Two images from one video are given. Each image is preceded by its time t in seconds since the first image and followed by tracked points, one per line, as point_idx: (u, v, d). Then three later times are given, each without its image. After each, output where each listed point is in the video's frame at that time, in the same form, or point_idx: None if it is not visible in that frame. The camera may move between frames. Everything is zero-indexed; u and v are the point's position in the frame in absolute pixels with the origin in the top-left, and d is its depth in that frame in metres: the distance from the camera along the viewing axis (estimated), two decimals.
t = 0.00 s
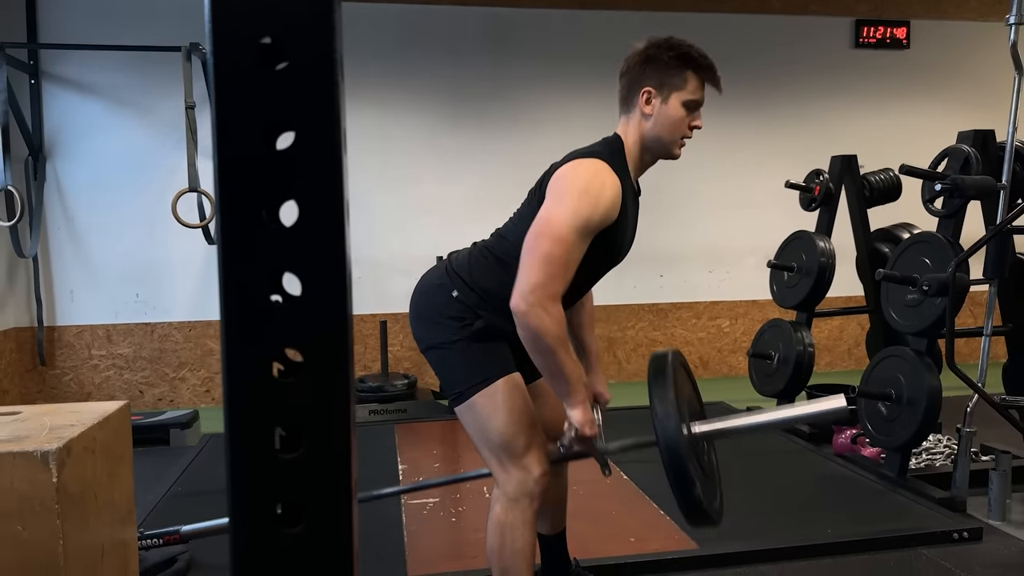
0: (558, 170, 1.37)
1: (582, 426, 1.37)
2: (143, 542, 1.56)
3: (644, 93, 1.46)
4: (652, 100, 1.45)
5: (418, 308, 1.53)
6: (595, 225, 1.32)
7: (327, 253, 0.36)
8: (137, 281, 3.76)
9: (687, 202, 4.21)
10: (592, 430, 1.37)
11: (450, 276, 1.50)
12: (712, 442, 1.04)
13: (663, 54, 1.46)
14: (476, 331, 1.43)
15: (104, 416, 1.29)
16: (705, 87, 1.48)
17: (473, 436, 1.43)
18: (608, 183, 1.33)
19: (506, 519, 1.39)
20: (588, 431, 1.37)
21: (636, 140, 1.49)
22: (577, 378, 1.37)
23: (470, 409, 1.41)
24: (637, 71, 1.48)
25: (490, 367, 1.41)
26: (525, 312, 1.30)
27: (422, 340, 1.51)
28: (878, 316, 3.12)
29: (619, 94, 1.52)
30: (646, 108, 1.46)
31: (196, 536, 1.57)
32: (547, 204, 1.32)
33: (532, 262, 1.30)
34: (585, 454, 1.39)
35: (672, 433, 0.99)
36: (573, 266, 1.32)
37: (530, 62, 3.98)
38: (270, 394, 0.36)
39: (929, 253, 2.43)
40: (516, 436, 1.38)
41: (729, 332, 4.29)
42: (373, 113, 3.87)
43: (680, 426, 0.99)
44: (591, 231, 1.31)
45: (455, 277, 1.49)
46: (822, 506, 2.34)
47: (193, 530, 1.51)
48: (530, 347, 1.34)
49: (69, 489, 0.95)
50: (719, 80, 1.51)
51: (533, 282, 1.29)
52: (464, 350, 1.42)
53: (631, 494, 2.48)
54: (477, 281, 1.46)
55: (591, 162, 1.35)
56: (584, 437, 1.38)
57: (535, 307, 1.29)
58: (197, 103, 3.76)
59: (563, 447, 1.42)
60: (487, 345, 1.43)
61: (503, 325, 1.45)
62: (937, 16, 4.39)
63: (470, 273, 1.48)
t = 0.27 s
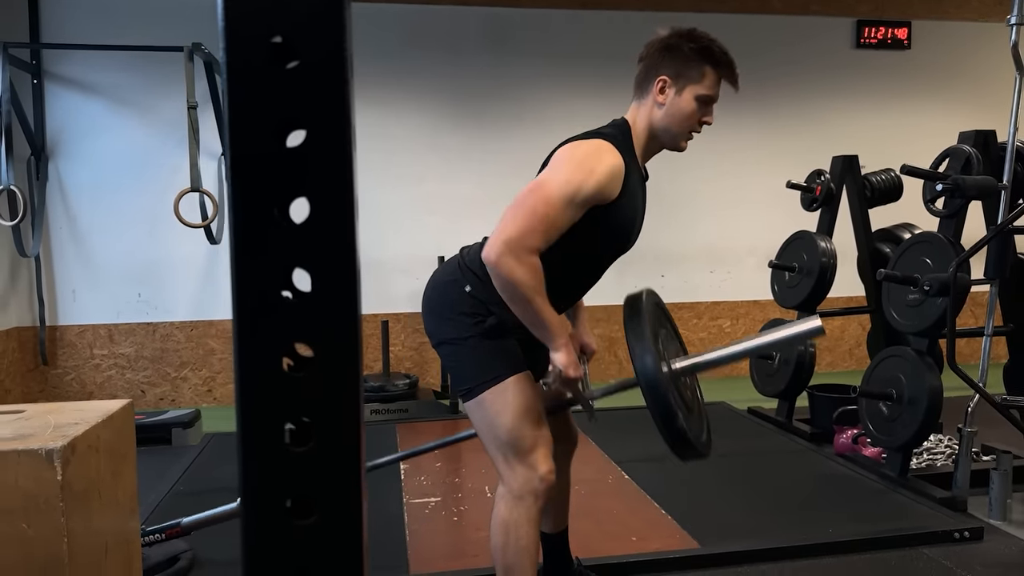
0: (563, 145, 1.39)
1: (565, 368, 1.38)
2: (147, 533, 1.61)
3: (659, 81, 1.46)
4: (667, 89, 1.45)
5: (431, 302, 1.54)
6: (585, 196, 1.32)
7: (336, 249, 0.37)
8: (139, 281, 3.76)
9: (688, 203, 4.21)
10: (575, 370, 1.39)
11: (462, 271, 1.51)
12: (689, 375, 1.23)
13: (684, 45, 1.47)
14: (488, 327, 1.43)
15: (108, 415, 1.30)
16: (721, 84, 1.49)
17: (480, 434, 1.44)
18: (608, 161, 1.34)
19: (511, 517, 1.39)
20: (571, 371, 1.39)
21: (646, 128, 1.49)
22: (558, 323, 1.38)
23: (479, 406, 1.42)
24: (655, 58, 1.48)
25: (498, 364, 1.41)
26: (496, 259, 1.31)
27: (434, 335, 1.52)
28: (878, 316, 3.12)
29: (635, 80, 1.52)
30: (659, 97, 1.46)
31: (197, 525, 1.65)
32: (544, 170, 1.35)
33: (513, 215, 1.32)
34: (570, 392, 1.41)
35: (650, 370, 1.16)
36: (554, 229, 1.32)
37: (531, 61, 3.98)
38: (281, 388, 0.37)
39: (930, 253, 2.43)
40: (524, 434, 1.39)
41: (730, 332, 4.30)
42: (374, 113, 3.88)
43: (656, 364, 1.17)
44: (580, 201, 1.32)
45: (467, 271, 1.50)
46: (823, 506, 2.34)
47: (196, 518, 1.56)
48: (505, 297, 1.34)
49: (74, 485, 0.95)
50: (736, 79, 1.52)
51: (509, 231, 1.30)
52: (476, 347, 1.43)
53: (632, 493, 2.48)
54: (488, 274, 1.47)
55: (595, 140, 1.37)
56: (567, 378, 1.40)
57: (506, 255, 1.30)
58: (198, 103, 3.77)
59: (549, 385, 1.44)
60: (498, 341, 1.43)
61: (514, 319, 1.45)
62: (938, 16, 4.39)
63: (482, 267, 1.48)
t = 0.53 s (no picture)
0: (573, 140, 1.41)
1: (553, 338, 1.37)
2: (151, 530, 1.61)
3: (674, 87, 1.46)
4: (681, 94, 1.46)
5: (439, 302, 1.55)
6: (585, 185, 1.33)
7: (351, 259, 0.37)
8: (142, 282, 3.77)
9: (690, 204, 4.21)
10: (563, 340, 1.37)
11: (472, 272, 1.51)
12: (676, 341, 1.33)
13: (701, 52, 1.48)
14: (497, 329, 1.44)
15: (114, 417, 1.30)
16: (735, 94, 1.49)
17: (487, 436, 1.44)
18: (613, 156, 1.35)
19: (516, 519, 1.39)
20: (559, 341, 1.38)
21: (657, 132, 1.49)
22: (546, 295, 1.38)
23: (487, 408, 1.42)
24: (671, 63, 1.49)
25: (505, 368, 1.42)
26: (485, 226, 1.32)
27: (442, 337, 1.53)
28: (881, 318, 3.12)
29: (649, 83, 1.52)
30: (673, 102, 1.46)
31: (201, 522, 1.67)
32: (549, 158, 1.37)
33: (508, 189, 1.33)
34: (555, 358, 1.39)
35: (636, 336, 1.26)
36: (548, 209, 1.33)
37: (533, 63, 3.99)
38: (297, 395, 0.37)
39: (933, 256, 2.43)
40: (531, 436, 1.39)
41: (732, 333, 4.29)
42: (377, 115, 3.88)
43: (642, 330, 1.27)
44: (578, 188, 1.32)
45: (477, 273, 1.51)
46: (826, 508, 2.35)
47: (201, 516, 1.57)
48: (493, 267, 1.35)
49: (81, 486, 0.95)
50: (750, 88, 1.52)
51: (501, 202, 1.32)
52: (485, 348, 1.44)
53: (635, 495, 2.49)
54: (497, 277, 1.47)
55: (604, 137, 1.39)
56: (556, 348, 1.38)
57: (494, 223, 1.31)
58: (202, 105, 3.78)
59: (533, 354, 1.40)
60: (507, 344, 1.45)
61: (526, 320, 1.46)
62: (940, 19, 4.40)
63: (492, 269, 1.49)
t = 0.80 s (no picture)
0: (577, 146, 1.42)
1: (560, 348, 1.39)
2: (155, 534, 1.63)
3: (680, 92, 1.47)
4: (687, 100, 1.46)
5: (444, 304, 1.56)
6: (590, 191, 1.33)
7: (371, 270, 0.38)
8: (146, 283, 3.78)
9: (693, 205, 4.22)
10: (569, 350, 1.39)
11: (475, 275, 1.52)
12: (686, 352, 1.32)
13: (707, 57, 1.48)
14: (500, 332, 1.44)
15: (121, 419, 1.31)
16: (741, 99, 1.50)
17: (491, 438, 1.45)
18: (617, 162, 1.36)
19: (520, 520, 1.40)
20: (566, 351, 1.39)
21: (664, 137, 1.50)
22: (552, 305, 1.39)
23: (490, 410, 1.43)
24: (677, 69, 1.50)
25: (508, 370, 1.42)
26: (493, 234, 1.32)
27: (446, 338, 1.53)
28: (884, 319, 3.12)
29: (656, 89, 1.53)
30: (680, 108, 1.47)
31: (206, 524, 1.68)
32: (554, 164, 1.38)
33: (515, 196, 1.33)
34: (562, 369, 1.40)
35: (649, 347, 1.26)
36: (555, 216, 1.33)
37: (535, 64, 4.00)
38: (318, 403, 0.38)
39: (937, 257, 2.44)
40: (534, 437, 1.39)
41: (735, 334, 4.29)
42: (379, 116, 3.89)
43: (655, 342, 1.26)
44: (584, 194, 1.33)
45: (480, 275, 1.51)
46: (829, 509, 2.35)
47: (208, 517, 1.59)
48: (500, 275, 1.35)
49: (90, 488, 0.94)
50: (755, 93, 1.53)
51: (508, 210, 1.32)
52: (488, 351, 1.44)
53: (639, 496, 2.49)
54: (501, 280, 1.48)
55: (607, 143, 1.39)
56: (562, 357, 1.40)
57: (502, 232, 1.31)
58: (205, 106, 3.79)
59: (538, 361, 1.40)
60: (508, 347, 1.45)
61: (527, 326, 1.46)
62: (943, 19, 4.40)
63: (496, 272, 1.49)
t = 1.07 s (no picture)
0: (578, 162, 1.40)
1: (583, 394, 1.40)
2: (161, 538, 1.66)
3: (679, 102, 1.47)
4: (686, 109, 1.47)
5: (443, 308, 1.56)
6: (604, 213, 1.33)
7: (390, 277, 0.38)
8: (150, 283, 3.79)
9: (697, 206, 4.22)
10: (593, 396, 1.40)
11: (475, 279, 1.52)
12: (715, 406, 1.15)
13: (703, 65, 1.48)
14: (499, 335, 1.45)
15: (129, 420, 1.32)
16: (739, 103, 1.50)
17: (494, 440, 1.45)
18: (624, 177, 1.35)
19: (525, 521, 1.41)
20: (589, 397, 1.41)
21: (665, 147, 1.51)
22: (577, 349, 1.39)
23: (493, 413, 1.43)
24: (674, 78, 1.50)
25: (509, 372, 1.42)
26: (522, 282, 1.31)
27: (446, 342, 1.53)
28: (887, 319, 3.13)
29: (654, 99, 1.53)
30: (680, 117, 1.48)
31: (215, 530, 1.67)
32: (561, 188, 1.36)
33: (535, 237, 1.32)
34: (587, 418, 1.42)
35: (673, 398, 1.12)
36: (576, 248, 1.33)
37: (539, 65, 4.00)
38: (339, 408, 0.38)
39: (941, 258, 2.44)
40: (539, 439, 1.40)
41: (738, 335, 4.30)
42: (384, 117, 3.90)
43: (680, 392, 1.12)
44: (599, 218, 1.33)
45: (480, 279, 1.52)
46: (833, 510, 2.35)
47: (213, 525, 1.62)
48: (528, 321, 1.35)
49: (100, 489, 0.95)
50: (754, 96, 1.53)
51: (532, 254, 1.31)
52: (487, 352, 1.45)
53: (643, 497, 2.50)
54: (501, 284, 1.48)
55: (607, 156, 1.38)
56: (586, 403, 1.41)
57: (531, 278, 1.31)
58: (210, 106, 3.80)
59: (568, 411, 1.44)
60: (508, 349, 1.45)
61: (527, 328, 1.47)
62: (947, 20, 4.39)
63: (496, 276, 1.50)
